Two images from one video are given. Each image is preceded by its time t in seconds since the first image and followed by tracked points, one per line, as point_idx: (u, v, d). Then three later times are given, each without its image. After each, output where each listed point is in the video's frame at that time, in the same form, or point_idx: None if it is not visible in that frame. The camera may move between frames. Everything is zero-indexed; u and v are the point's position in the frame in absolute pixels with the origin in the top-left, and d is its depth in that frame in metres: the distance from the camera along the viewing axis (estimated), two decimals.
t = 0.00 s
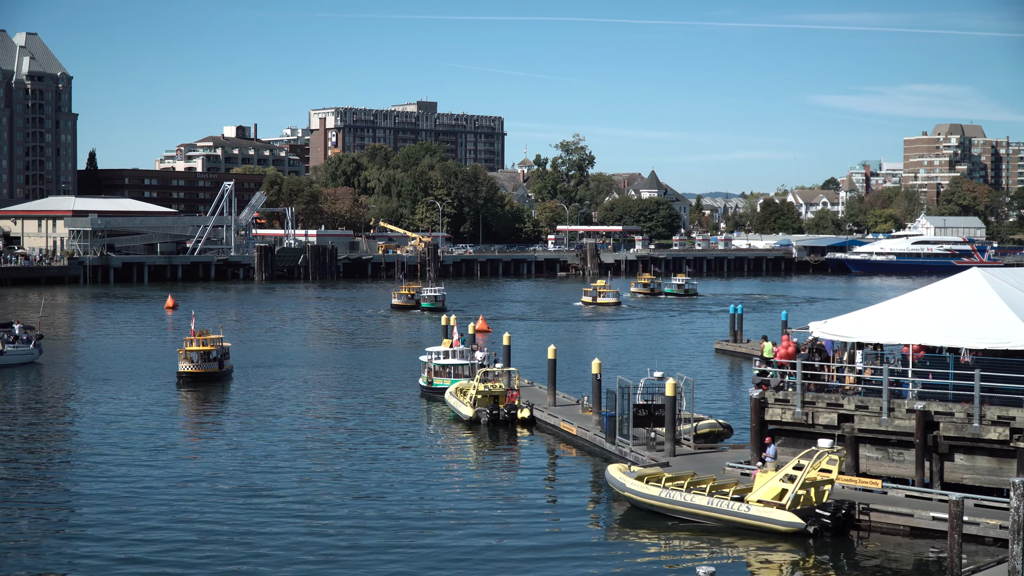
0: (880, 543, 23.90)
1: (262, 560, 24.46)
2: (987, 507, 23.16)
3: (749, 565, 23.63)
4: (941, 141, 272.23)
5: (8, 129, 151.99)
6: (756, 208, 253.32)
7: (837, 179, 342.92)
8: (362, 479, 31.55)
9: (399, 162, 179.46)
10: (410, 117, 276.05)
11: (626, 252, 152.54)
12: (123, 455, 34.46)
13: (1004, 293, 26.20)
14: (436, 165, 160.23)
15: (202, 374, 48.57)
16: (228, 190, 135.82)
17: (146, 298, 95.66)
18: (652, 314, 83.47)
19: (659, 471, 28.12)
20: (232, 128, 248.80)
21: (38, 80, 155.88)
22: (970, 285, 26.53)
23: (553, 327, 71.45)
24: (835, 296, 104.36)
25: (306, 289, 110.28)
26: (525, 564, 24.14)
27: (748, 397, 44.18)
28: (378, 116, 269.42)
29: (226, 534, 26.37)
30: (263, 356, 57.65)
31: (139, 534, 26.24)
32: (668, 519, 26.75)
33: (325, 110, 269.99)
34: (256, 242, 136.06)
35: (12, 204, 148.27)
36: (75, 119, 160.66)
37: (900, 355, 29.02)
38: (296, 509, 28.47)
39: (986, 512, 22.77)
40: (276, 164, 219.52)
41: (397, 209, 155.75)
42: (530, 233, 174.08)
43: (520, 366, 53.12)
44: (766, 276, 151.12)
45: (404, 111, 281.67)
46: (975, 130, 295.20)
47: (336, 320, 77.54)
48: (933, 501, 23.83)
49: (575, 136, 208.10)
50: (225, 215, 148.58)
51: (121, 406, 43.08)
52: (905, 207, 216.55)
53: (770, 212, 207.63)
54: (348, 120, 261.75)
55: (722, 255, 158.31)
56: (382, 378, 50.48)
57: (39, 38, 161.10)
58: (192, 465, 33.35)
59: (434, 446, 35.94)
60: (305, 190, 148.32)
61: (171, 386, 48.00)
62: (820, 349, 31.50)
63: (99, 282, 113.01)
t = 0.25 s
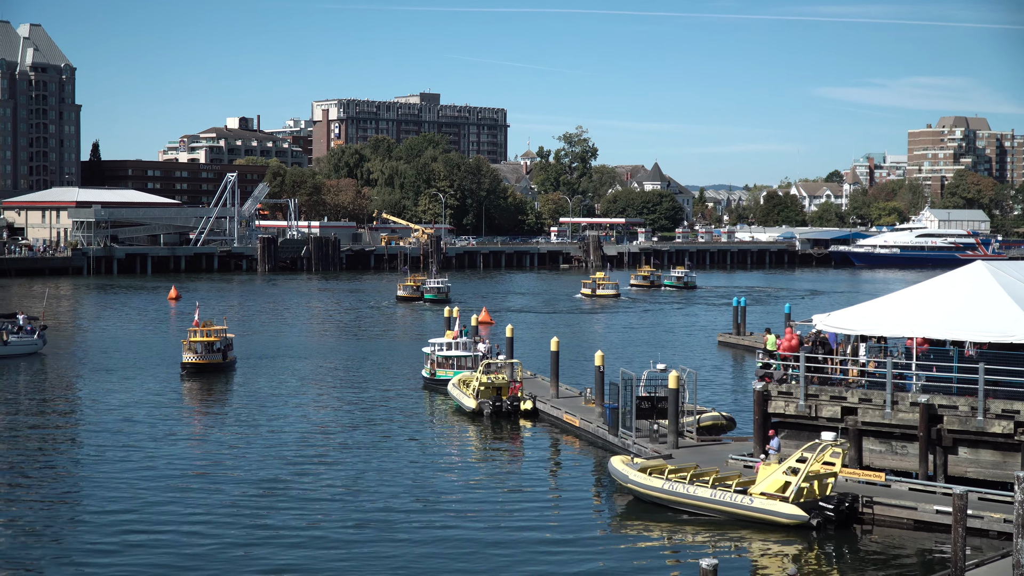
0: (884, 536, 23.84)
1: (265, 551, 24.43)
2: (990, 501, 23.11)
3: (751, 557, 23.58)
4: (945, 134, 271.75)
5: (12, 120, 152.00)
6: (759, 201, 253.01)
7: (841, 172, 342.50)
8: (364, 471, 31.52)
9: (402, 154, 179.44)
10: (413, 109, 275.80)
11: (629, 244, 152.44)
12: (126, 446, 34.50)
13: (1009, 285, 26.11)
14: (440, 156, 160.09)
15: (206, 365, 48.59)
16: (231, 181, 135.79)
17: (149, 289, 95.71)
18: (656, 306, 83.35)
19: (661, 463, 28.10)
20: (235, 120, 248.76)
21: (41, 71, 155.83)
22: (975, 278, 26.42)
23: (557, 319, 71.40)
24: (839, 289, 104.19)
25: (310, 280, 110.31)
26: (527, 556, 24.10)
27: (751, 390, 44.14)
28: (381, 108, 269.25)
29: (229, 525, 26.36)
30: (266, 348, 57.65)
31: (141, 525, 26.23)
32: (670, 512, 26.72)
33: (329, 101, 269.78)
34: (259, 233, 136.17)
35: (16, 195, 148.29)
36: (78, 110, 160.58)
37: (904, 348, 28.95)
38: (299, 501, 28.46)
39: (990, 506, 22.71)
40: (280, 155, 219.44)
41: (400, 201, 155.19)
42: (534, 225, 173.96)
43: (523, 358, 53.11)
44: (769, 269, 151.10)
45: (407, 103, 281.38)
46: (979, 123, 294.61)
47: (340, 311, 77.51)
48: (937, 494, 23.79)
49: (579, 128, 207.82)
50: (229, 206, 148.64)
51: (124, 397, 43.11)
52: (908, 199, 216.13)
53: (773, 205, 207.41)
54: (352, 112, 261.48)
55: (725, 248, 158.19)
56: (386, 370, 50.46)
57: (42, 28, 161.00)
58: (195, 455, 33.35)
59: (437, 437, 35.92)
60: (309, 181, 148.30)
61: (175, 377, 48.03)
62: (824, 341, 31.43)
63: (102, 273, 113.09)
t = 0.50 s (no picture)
0: (896, 528, 23.87)
1: (276, 542, 24.55)
2: (1003, 493, 23.13)
3: (763, 548, 23.60)
4: (957, 125, 270.43)
5: (24, 110, 152.55)
6: (771, 192, 252.30)
7: (853, 163, 341.27)
8: (376, 461, 31.66)
9: (414, 144, 179.35)
10: (425, 100, 275.68)
11: (641, 235, 152.23)
12: (138, 436, 34.71)
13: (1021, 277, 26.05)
14: (451, 147, 160.11)
15: (219, 356, 48.83)
16: (243, 171, 136.08)
17: (161, 279, 96.06)
18: (667, 297, 83.24)
19: (673, 454, 28.14)
20: (247, 110, 249.13)
21: (53, 61, 156.28)
22: (987, 269, 26.35)
23: (568, 310, 71.38)
24: (851, 280, 103.86)
25: (321, 270, 110.55)
26: (538, 547, 24.16)
27: (762, 381, 44.13)
28: (393, 98, 269.29)
29: (241, 514, 26.51)
30: (278, 338, 57.88)
31: (154, 515, 26.38)
32: (682, 503, 26.74)
33: (340, 91, 269.89)
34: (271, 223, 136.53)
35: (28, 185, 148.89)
36: (90, 100, 161.00)
37: (916, 339, 28.88)
38: (310, 491, 28.59)
39: (1002, 498, 22.74)
40: (291, 146, 219.71)
41: (412, 191, 155.97)
42: (545, 216, 173.85)
43: (534, 349, 53.18)
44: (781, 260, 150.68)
45: (419, 93, 281.26)
46: (992, 114, 293.00)
47: (351, 302, 77.67)
48: (949, 487, 23.82)
49: (590, 119, 207.45)
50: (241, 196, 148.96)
51: (136, 387, 43.34)
52: (920, 190, 215.21)
53: (785, 196, 206.84)
54: (363, 102, 261.53)
55: (737, 239, 157.83)
56: (397, 361, 50.59)
57: (55, 18, 161.40)
58: (207, 445, 33.52)
59: (448, 428, 36.02)
60: (320, 171, 148.32)
61: (187, 367, 48.29)
62: (836, 333, 31.38)
63: (114, 263, 113.52)
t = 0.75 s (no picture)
0: (910, 521, 23.88)
1: (292, 532, 24.75)
2: (1018, 488, 23.14)
3: (777, 541, 23.65)
4: (974, 119, 268.87)
5: (40, 101, 153.49)
6: (787, 185, 251.50)
7: (869, 157, 339.81)
8: (391, 453, 31.84)
9: (430, 137, 179.39)
10: (441, 92, 275.72)
11: (656, 228, 152.06)
12: (154, 427, 34.96)
13: None
14: (467, 139, 160.20)
15: (234, 347, 49.12)
16: (258, 163, 136.50)
17: (177, 270, 96.51)
18: (681, 291, 83.18)
19: (688, 448, 28.19)
20: (263, 102, 249.70)
21: (70, 52, 156.93)
22: (1003, 263, 26.30)
23: (583, 303, 71.38)
24: (867, 274, 103.47)
25: (336, 263, 110.89)
26: (551, 540, 24.28)
27: (778, 374, 44.09)
28: (409, 90, 269.45)
29: (256, 505, 26.72)
30: (293, 330, 58.14)
31: (170, 505, 26.63)
32: (696, 496, 26.82)
33: (356, 84, 270.18)
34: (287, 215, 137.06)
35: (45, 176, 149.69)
36: (107, 92, 161.64)
37: (932, 334, 28.85)
38: (325, 482, 28.78)
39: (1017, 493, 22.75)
40: (307, 138, 220.14)
41: (427, 183, 155.48)
42: (561, 209, 173.79)
43: (549, 341, 53.26)
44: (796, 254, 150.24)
45: (435, 86, 281.26)
46: (1010, 108, 291.08)
47: (366, 294, 77.88)
48: (964, 481, 23.84)
49: (606, 112, 207.09)
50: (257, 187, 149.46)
51: (152, 378, 43.64)
52: (937, 184, 214.16)
53: (801, 189, 206.13)
54: (379, 95, 261.83)
55: (752, 233, 157.44)
56: (412, 353, 50.77)
57: (71, 10, 162.05)
58: (222, 437, 33.74)
59: (463, 420, 36.16)
60: (336, 164, 148.61)
61: (203, 358, 48.59)
62: (852, 327, 31.36)
63: (130, 254, 114.15)
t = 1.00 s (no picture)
0: (920, 518, 23.90)
1: (301, 526, 24.94)
2: None
3: (787, 537, 23.66)
4: (986, 115, 267.85)
5: (52, 94, 154.06)
6: (799, 181, 250.92)
7: (881, 153, 338.82)
8: (401, 448, 31.97)
9: (441, 131, 179.42)
10: (452, 87, 275.70)
11: (667, 224, 151.91)
12: (164, 420, 35.16)
13: None
14: (478, 134, 160.27)
15: (246, 341, 49.40)
16: (270, 157, 136.85)
17: (188, 264, 96.84)
18: (691, 286, 83.18)
19: (698, 443, 28.27)
20: (275, 96, 250.11)
21: (81, 45, 157.39)
22: (1015, 260, 26.29)
23: (594, 298, 71.44)
24: (878, 271, 103.27)
25: (347, 257, 111.15)
26: (559, 536, 24.39)
27: (788, 371, 44.11)
28: (420, 85, 269.53)
29: (266, 499, 26.90)
30: (303, 324, 58.34)
31: (180, 499, 26.83)
32: (706, 492, 26.88)
33: (367, 78, 270.46)
34: (298, 209, 137.44)
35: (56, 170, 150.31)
36: (118, 85, 162.12)
37: (942, 330, 28.84)
38: (336, 476, 28.97)
39: None
40: (319, 132, 220.44)
41: (439, 177, 156.59)
42: (572, 204, 173.71)
43: (560, 337, 53.41)
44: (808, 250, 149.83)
45: (446, 80, 281.20)
46: None
47: (376, 288, 78.07)
48: (974, 478, 23.87)
49: (617, 107, 206.82)
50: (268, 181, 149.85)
51: (163, 372, 43.90)
52: (948, 181, 213.50)
53: (813, 185, 205.69)
54: (390, 89, 261.95)
55: (763, 228, 157.12)
56: (422, 347, 50.93)
57: (83, 3, 162.52)
58: (231, 430, 33.93)
59: (474, 415, 36.31)
60: (347, 158, 148.87)
61: (215, 352, 48.87)
62: (863, 323, 31.37)
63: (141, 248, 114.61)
